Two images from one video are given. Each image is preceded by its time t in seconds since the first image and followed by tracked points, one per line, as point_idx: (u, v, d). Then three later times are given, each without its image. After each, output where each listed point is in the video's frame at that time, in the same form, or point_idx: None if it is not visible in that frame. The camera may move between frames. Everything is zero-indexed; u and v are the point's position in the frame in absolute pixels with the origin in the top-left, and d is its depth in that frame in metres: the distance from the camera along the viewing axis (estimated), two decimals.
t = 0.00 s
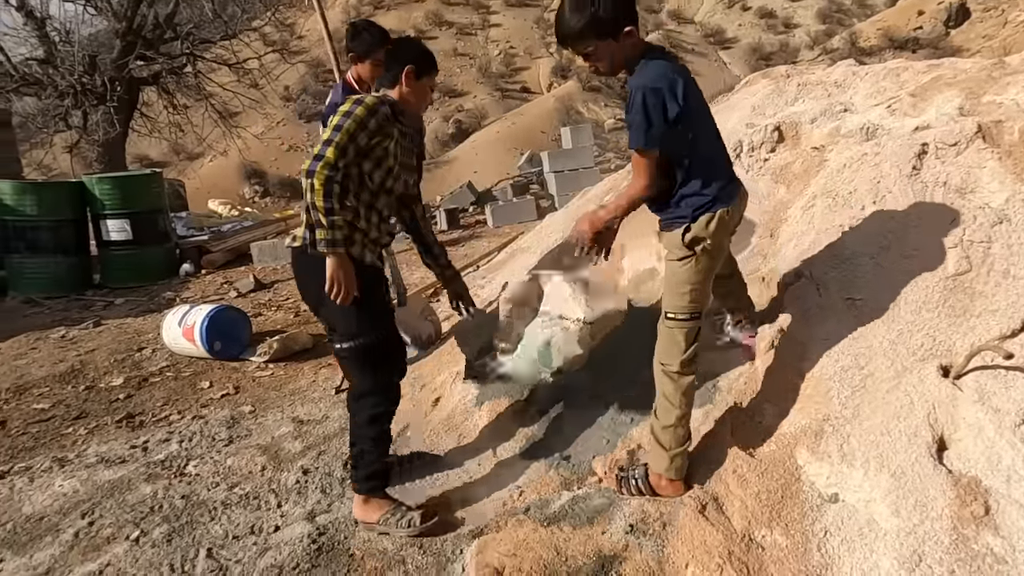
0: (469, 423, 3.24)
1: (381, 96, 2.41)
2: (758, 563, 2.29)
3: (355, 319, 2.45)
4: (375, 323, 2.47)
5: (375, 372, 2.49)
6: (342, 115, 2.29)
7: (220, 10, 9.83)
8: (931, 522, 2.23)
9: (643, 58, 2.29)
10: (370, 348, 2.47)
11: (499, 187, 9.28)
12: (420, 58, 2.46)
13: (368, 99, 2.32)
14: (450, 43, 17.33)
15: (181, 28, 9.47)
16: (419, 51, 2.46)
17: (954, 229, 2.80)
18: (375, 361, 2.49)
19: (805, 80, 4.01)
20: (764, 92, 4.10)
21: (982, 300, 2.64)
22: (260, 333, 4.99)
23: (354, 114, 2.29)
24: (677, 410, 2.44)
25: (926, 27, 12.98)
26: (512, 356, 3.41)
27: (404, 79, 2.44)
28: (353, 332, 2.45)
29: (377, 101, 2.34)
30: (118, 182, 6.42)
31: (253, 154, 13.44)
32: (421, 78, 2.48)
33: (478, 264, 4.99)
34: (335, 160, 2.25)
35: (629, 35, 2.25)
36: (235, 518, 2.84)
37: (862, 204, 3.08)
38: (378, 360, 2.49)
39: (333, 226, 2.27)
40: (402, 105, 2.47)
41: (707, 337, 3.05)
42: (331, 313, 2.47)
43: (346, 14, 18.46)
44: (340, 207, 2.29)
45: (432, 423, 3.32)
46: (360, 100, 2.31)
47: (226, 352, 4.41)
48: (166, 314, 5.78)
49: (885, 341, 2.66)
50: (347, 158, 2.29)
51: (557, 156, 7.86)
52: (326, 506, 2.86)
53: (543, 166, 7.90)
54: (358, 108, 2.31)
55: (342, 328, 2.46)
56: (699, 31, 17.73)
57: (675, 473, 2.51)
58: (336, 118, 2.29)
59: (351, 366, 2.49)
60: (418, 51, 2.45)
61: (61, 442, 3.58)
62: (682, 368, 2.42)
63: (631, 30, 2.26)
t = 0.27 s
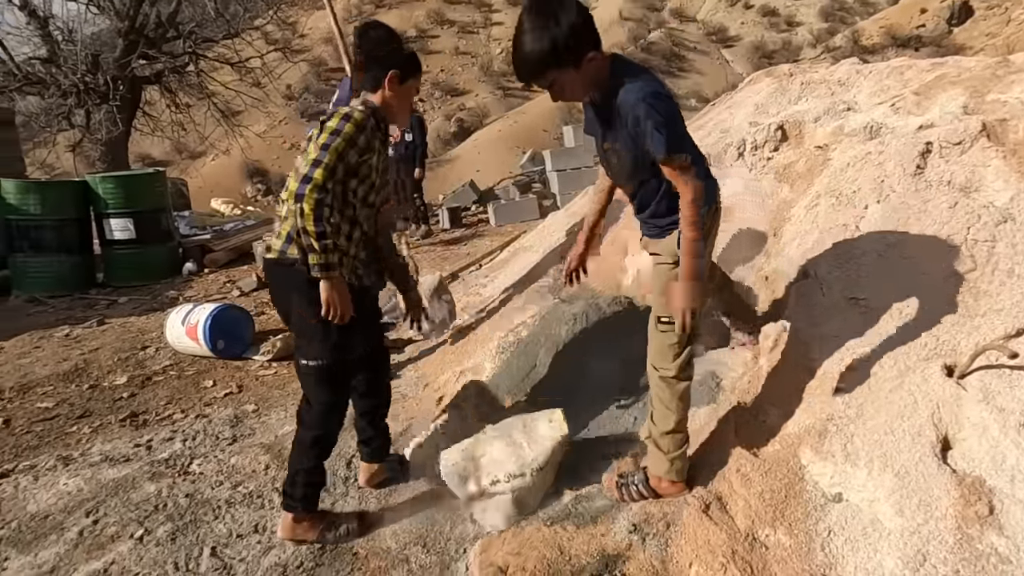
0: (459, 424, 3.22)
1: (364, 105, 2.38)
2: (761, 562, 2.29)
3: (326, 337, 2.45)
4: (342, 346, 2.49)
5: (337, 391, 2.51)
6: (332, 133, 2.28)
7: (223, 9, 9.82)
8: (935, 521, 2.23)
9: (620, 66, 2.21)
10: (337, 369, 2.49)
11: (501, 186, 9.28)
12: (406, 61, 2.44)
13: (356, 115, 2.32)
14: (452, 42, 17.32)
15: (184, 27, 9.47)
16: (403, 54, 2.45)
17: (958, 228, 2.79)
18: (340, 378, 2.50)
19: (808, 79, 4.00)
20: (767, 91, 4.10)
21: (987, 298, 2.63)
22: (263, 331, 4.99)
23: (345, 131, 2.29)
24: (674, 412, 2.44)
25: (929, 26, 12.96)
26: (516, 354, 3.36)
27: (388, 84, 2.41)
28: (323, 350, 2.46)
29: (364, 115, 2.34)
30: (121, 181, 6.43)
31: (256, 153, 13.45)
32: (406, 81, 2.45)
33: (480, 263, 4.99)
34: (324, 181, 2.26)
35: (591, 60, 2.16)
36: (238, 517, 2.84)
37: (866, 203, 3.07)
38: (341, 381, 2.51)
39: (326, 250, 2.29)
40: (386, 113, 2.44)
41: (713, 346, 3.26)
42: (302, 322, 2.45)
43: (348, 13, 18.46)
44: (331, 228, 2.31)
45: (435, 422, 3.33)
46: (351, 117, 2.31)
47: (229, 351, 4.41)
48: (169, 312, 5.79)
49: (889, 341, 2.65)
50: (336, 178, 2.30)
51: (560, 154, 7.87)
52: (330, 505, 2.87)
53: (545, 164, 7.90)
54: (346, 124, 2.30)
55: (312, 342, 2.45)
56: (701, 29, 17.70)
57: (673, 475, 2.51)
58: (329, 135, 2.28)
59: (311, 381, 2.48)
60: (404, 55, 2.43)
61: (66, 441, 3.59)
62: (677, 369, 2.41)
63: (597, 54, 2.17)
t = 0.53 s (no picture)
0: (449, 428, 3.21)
1: (336, 111, 2.33)
2: (763, 560, 2.30)
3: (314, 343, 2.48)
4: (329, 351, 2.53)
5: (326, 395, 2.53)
6: (315, 152, 2.26)
7: (224, 8, 9.80)
8: (938, 520, 2.23)
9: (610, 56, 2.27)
10: (325, 374, 2.52)
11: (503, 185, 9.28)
12: (375, 54, 2.37)
13: (337, 128, 2.29)
14: (453, 40, 17.31)
15: (185, 26, 9.46)
16: (370, 42, 2.36)
17: (961, 227, 2.79)
18: (326, 383, 2.52)
19: (810, 77, 4.00)
20: (769, 89, 4.09)
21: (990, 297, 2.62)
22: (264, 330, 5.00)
23: (329, 149, 2.28)
24: (661, 412, 2.46)
25: (931, 24, 12.95)
26: (519, 353, 3.37)
27: (358, 82, 2.36)
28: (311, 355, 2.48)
29: (344, 127, 2.31)
30: (123, 180, 6.44)
31: (257, 151, 13.46)
32: (375, 75, 2.39)
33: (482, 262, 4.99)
34: (317, 206, 2.29)
35: (578, 52, 2.21)
36: (241, 515, 2.85)
37: (869, 202, 3.06)
38: (328, 386, 2.54)
39: (319, 278, 2.31)
40: (355, 111, 2.40)
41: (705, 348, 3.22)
42: (285, 332, 2.44)
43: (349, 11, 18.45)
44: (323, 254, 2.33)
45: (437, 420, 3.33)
46: (332, 135, 2.28)
47: (232, 349, 4.41)
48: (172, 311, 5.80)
49: (892, 339, 2.65)
50: (326, 199, 2.32)
51: (561, 153, 7.86)
52: (333, 502, 2.87)
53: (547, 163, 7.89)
54: (329, 143, 2.28)
55: (299, 350, 2.46)
56: (703, 28, 17.67)
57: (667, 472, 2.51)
58: (312, 156, 2.26)
59: (299, 387, 2.49)
60: (371, 44, 2.35)
61: (69, 439, 3.60)
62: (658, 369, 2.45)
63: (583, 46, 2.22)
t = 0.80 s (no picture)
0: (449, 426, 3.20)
1: (306, 97, 2.32)
2: (765, 558, 2.31)
3: (305, 342, 2.48)
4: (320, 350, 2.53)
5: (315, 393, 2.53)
6: (294, 148, 2.27)
7: (226, 7, 9.79)
8: (939, 517, 2.23)
9: (610, 42, 2.32)
10: (315, 373, 2.52)
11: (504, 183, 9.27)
12: (338, 37, 2.34)
13: (312, 121, 2.28)
14: (454, 39, 17.30)
15: (187, 25, 9.46)
16: (336, 27, 2.34)
17: (962, 225, 2.79)
18: (317, 383, 2.52)
19: (812, 75, 3.99)
20: (770, 88, 4.09)
21: (991, 295, 2.62)
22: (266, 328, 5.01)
23: (308, 145, 2.28)
24: (650, 415, 2.44)
25: (933, 22, 12.93)
26: (522, 350, 3.32)
27: (323, 65, 2.34)
28: (302, 354, 2.48)
29: (319, 120, 2.30)
30: (125, 178, 6.44)
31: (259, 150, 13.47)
32: (341, 57, 2.37)
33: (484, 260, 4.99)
34: (307, 203, 2.29)
35: (572, 21, 2.28)
36: (244, 512, 2.85)
37: (870, 200, 3.06)
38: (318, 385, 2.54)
39: (318, 278, 2.32)
40: (326, 94, 2.40)
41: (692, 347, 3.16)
42: (278, 329, 2.45)
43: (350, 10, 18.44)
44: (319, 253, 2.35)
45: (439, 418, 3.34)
46: (309, 129, 2.28)
47: (234, 347, 4.40)
48: (174, 309, 5.80)
49: (894, 337, 2.65)
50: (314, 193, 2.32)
51: (562, 152, 7.86)
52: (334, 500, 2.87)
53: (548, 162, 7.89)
54: (307, 137, 2.28)
55: (290, 349, 2.46)
56: (704, 26, 17.64)
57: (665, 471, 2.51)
58: (292, 153, 2.26)
59: (289, 386, 2.50)
60: (334, 26, 2.33)
61: (71, 437, 3.61)
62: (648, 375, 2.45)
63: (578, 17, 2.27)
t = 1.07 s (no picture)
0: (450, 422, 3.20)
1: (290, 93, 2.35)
2: (764, 556, 2.31)
3: (299, 338, 2.49)
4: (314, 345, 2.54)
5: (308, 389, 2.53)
6: (282, 143, 2.29)
7: (227, 6, 9.79)
8: (939, 515, 2.23)
9: (597, 32, 2.32)
10: (309, 368, 2.52)
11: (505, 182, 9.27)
12: (319, 32, 2.36)
13: (298, 113, 2.31)
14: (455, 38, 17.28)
15: (188, 24, 9.46)
16: (319, 25, 2.36)
17: (963, 223, 2.79)
18: (311, 378, 2.53)
19: (812, 74, 3.99)
20: (771, 86, 4.09)
21: (991, 294, 2.62)
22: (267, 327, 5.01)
23: (297, 138, 2.31)
24: (642, 419, 2.44)
25: (934, 21, 12.91)
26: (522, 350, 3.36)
27: (304, 60, 2.36)
28: (296, 349, 2.48)
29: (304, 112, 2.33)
30: (126, 178, 6.45)
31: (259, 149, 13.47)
32: (322, 53, 2.39)
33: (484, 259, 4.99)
34: (301, 197, 2.34)
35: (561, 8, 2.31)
36: (245, 511, 2.86)
37: (871, 199, 3.06)
38: (312, 381, 2.54)
39: (319, 268, 2.39)
40: (309, 90, 2.41)
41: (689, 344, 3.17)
42: (273, 325, 2.45)
43: (351, 9, 18.43)
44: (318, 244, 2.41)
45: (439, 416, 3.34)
46: (296, 122, 2.30)
47: (234, 346, 4.42)
48: (175, 309, 5.81)
49: (894, 336, 2.65)
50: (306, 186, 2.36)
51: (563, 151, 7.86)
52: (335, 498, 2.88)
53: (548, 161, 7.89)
54: (295, 132, 2.30)
55: (284, 345, 2.46)
56: (705, 25, 17.60)
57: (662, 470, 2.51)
58: (283, 147, 2.29)
59: (283, 382, 2.50)
60: (314, 22, 2.34)
61: (73, 435, 3.61)
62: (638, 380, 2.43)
63: None
